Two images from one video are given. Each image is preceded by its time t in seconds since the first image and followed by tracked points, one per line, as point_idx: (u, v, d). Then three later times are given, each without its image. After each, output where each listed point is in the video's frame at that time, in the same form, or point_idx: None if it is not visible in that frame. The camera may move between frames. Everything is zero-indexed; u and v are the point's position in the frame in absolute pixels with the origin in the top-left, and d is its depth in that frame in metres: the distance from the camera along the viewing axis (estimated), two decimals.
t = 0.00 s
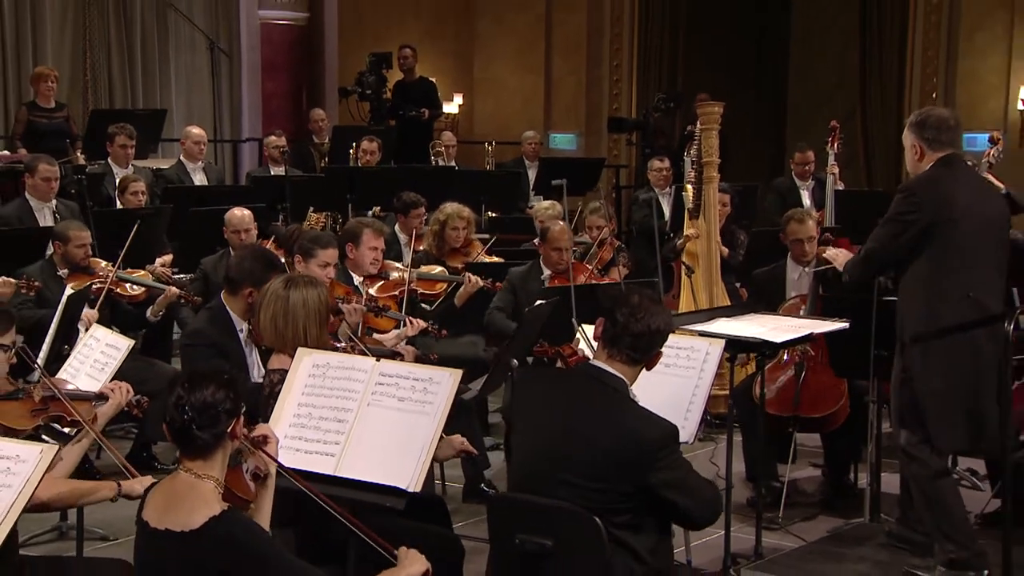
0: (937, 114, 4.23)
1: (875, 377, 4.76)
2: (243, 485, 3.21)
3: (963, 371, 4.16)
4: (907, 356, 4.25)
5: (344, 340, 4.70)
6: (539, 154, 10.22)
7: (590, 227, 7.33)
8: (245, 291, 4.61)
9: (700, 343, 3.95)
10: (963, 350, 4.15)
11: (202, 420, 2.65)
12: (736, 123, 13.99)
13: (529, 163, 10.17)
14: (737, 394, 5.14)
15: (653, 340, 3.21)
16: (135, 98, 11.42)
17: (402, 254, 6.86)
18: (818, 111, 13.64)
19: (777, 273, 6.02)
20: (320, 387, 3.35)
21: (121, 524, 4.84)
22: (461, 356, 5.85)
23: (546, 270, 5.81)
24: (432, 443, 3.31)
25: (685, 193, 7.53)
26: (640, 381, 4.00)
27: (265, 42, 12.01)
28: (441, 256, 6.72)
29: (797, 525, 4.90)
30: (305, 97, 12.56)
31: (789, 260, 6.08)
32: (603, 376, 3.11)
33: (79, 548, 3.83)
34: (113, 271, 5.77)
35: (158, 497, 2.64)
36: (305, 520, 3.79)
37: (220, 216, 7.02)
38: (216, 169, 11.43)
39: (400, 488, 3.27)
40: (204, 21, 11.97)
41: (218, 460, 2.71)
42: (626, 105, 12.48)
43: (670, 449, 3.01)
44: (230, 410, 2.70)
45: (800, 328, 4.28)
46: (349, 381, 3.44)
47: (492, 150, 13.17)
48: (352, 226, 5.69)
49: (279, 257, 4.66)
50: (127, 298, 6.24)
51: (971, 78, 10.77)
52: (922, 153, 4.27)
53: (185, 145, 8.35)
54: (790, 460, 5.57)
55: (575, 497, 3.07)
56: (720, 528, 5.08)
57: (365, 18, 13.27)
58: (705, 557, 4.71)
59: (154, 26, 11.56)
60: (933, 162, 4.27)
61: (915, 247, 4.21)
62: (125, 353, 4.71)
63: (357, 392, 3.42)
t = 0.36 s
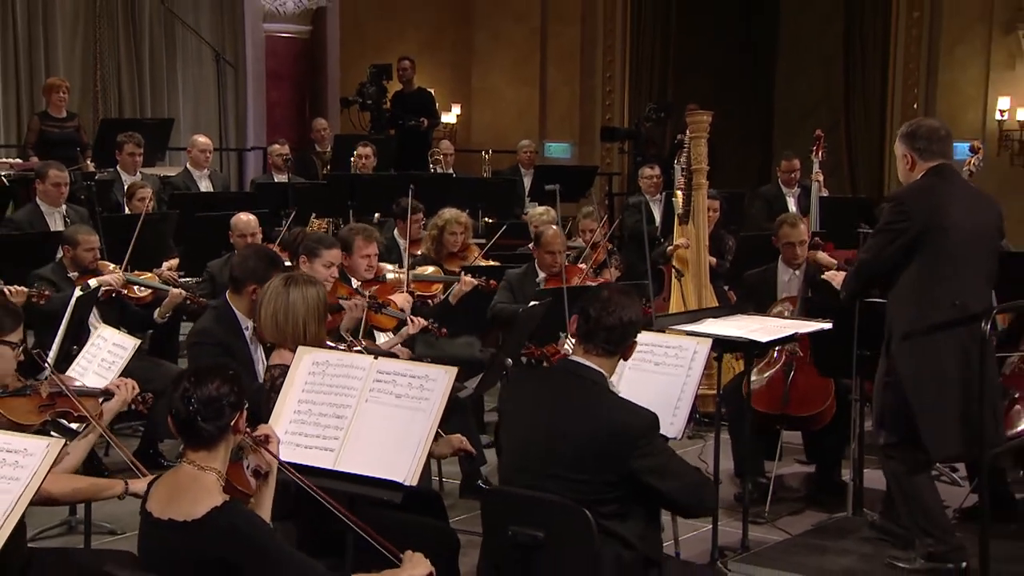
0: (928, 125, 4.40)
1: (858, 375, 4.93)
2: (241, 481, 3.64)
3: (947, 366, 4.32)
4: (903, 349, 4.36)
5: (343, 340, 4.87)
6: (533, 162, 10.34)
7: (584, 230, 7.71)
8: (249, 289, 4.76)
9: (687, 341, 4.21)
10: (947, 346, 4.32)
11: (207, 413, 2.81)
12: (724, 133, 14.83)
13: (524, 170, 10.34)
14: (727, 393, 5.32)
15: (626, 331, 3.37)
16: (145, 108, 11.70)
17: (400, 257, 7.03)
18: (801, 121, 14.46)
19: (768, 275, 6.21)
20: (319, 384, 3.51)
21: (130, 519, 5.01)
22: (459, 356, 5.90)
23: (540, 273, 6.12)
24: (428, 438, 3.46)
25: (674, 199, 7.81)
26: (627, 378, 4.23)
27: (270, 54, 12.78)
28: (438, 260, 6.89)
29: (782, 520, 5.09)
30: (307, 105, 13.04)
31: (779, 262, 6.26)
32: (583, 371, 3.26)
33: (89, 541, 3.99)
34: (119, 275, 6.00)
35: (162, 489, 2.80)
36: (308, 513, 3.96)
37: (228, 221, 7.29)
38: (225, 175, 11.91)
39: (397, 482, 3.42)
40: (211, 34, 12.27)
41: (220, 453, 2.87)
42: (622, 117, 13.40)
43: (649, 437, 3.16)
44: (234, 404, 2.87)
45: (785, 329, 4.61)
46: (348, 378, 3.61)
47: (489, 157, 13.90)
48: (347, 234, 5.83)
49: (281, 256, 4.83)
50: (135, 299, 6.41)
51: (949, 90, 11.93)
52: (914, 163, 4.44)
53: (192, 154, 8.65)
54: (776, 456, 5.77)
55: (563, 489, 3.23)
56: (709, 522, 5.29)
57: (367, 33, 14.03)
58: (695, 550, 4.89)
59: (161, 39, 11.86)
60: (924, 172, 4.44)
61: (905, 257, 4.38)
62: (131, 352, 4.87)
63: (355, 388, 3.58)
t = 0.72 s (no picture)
0: (916, 132, 4.54)
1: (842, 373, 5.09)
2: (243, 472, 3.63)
3: (935, 366, 4.43)
4: (890, 351, 4.54)
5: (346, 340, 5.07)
6: (528, 167, 10.67)
7: (577, 236, 7.69)
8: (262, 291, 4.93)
9: (677, 339, 4.42)
10: (937, 344, 4.44)
11: (213, 405, 3.01)
12: (718, 139, 15.30)
13: (520, 177, 10.58)
14: (719, 392, 5.51)
15: (602, 323, 3.53)
16: (152, 116, 12.40)
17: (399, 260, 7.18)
18: (791, 127, 14.63)
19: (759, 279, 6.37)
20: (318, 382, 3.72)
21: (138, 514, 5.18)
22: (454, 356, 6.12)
23: (537, 276, 6.13)
24: (424, 432, 3.64)
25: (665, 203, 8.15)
26: (619, 374, 4.45)
27: (274, 65, 13.38)
28: (437, 262, 7.08)
29: (768, 514, 5.30)
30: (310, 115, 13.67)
31: (772, 263, 6.39)
32: (571, 367, 3.42)
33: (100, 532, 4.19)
34: (128, 277, 6.36)
35: (166, 479, 3.02)
36: (313, 505, 4.15)
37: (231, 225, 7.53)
38: (227, 181, 12.56)
39: (394, 474, 3.60)
40: (217, 46, 12.94)
41: (222, 446, 3.08)
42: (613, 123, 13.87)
43: (631, 423, 3.31)
44: (238, 397, 3.06)
45: (770, 327, 4.82)
46: (346, 376, 3.81)
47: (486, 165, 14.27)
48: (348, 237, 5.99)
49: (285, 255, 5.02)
50: (142, 300, 6.62)
51: (930, 101, 12.04)
52: (903, 167, 4.58)
53: (198, 161, 9.00)
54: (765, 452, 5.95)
55: (554, 482, 3.38)
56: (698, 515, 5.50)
57: (366, 42, 14.51)
58: (683, 540, 5.11)
59: (169, 56, 12.52)
60: (912, 176, 4.58)
61: (891, 260, 4.54)
62: (137, 350, 5.01)
63: (354, 385, 3.78)
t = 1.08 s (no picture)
0: (898, 131, 4.68)
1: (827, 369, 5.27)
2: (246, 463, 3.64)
3: (916, 361, 4.62)
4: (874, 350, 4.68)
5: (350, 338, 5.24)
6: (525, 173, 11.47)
7: (570, 239, 8.16)
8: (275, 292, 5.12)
9: (667, 337, 4.60)
10: (920, 342, 4.63)
11: (218, 398, 3.19)
12: (706, 142, 16.19)
13: (516, 183, 11.55)
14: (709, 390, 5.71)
15: (585, 318, 3.69)
16: (160, 123, 13.05)
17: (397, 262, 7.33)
18: (782, 134, 15.80)
19: (749, 279, 6.57)
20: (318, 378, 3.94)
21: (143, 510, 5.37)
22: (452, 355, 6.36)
23: (531, 278, 6.32)
24: (421, 428, 3.88)
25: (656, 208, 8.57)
26: (610, 370, 4.64)
27: (279, 76, 13.74)
28: (435, 266, 7.24)
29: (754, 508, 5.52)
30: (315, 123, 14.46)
31: (762, 265, 6.56)
32: (557, 360, 3.59)
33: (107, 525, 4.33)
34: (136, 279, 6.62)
35: (171, 471, 3.20)
36: (316, 497, 4.32)
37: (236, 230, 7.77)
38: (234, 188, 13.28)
39: (392, 468, 3.84)
40: (223, 57, 13.63)
41: (226, 437, 3.26)
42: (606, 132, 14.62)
43: (617, 412, 3.49)
44: (241, 391, 3.24)
45: (760, 326, 4.99)
46: (345, 371, 4.05)
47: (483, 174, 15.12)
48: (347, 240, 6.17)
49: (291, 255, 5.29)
50: (150, 300, 6.88)
51: (913, 111, 12.57)
52: (888, 165, 4.71)
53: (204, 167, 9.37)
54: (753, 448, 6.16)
55: (547, 472, 3.54)
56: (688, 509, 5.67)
57: (368, 63, 15.16)
58: (674, 534, 5.28)
59: (175, 66, 13.19)
60: (897, 174, 4.71)
61: (876, 257, 4.68)
62: (143, 347, 5.18)
63: (353, 381, 4.02)
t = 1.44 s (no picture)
0: (869, 134, 4.87)
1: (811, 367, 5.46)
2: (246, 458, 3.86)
3: (900, 356, 4.78)
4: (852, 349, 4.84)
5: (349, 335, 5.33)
6: (523, 180, 12.03)
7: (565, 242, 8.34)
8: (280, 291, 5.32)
9: (658, 335, 4.76)
10: (903, 337, 4.77)
11: (223, 393, 3.34)
12: (697, 146, 16.70)
13: (514, 190, 11.91)
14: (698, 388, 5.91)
15: (574, 316, 3.87)
16: (168, 130, 13.48)
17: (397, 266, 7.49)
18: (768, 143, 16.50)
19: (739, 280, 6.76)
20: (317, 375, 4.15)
21: (149, 505, 5.61)
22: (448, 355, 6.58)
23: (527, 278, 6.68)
24: (418, 421, 4.06)
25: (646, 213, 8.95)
26: (602, 366, 4.82)
27: (282, 84, 14.44)
28: (434, 268, 7.38)
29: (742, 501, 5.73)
30: (318, 131, 15.04)
31: (753, 267, 6.74)
32: (542, 353, 3.77)
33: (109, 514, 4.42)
34: (143, 283, 6.98)
35: (175, 463, 3.35)
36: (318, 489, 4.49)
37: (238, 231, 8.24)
38: (240, 193, 13.92)
39: (390, 461, 4.02)
40: (229, 67, 14.07)
41: (229, 431, 3.41)
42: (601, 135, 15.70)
43: (607, 404, 3.65)
44: (245, 386, 3.40)
45: (746, 325, 5.16)
46: (345, 368, 4.25)
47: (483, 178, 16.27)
48: (347, 240, 6.42)
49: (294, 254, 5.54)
50: (157, 301, 7.08)
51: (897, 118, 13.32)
52: (864, 166, 4.87)
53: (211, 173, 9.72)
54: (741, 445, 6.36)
55: (540, 463, 3.69)
56: (679, 503, 5.96)
57: (371, 71, 15.72)
58: (664, 525, 5.55)
59: (184, 75, 13.62)
60: (875, 175, 4.87)
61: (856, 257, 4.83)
62: (149, 346, 5.34)
63: (353, 377, 4.21)
